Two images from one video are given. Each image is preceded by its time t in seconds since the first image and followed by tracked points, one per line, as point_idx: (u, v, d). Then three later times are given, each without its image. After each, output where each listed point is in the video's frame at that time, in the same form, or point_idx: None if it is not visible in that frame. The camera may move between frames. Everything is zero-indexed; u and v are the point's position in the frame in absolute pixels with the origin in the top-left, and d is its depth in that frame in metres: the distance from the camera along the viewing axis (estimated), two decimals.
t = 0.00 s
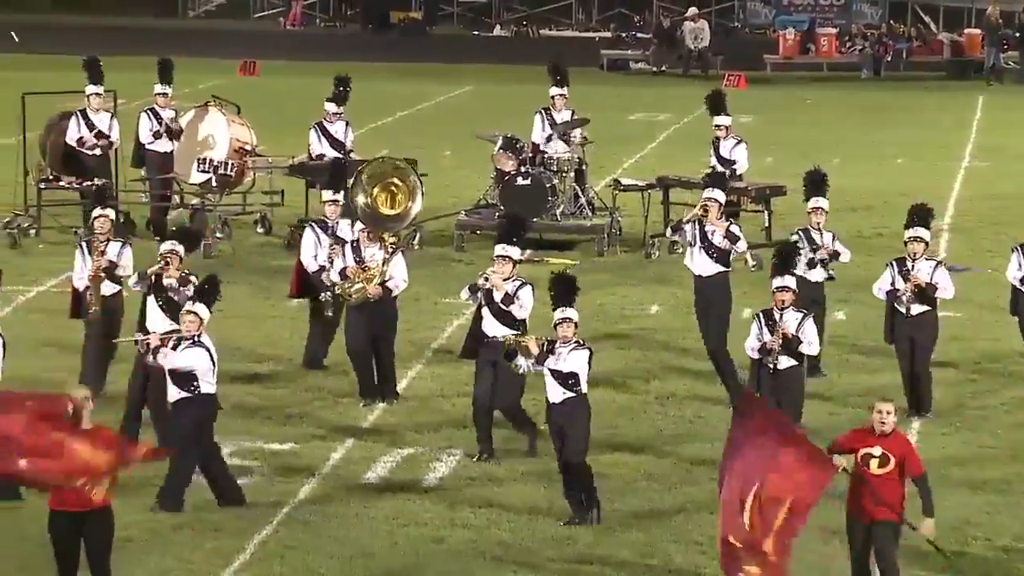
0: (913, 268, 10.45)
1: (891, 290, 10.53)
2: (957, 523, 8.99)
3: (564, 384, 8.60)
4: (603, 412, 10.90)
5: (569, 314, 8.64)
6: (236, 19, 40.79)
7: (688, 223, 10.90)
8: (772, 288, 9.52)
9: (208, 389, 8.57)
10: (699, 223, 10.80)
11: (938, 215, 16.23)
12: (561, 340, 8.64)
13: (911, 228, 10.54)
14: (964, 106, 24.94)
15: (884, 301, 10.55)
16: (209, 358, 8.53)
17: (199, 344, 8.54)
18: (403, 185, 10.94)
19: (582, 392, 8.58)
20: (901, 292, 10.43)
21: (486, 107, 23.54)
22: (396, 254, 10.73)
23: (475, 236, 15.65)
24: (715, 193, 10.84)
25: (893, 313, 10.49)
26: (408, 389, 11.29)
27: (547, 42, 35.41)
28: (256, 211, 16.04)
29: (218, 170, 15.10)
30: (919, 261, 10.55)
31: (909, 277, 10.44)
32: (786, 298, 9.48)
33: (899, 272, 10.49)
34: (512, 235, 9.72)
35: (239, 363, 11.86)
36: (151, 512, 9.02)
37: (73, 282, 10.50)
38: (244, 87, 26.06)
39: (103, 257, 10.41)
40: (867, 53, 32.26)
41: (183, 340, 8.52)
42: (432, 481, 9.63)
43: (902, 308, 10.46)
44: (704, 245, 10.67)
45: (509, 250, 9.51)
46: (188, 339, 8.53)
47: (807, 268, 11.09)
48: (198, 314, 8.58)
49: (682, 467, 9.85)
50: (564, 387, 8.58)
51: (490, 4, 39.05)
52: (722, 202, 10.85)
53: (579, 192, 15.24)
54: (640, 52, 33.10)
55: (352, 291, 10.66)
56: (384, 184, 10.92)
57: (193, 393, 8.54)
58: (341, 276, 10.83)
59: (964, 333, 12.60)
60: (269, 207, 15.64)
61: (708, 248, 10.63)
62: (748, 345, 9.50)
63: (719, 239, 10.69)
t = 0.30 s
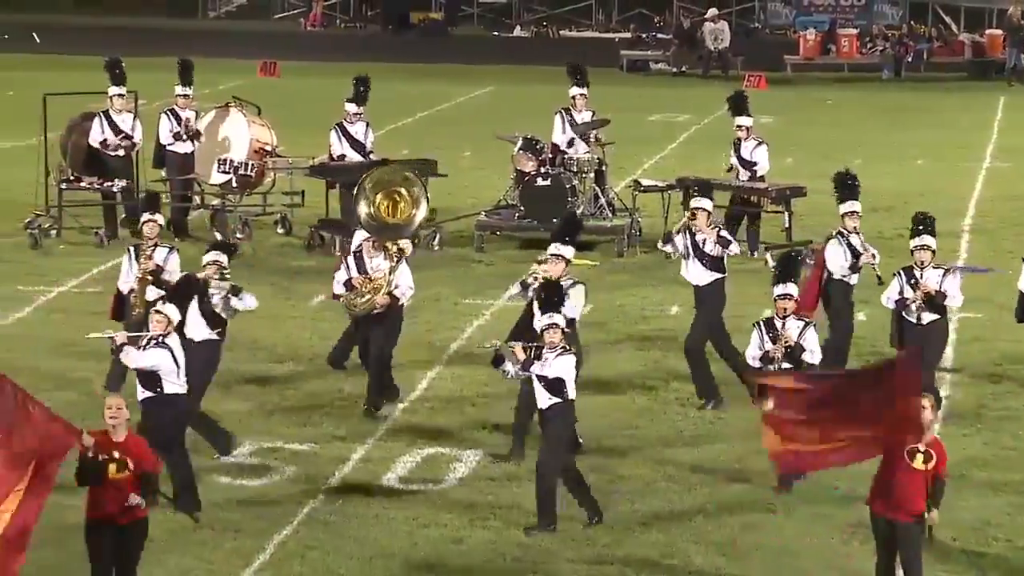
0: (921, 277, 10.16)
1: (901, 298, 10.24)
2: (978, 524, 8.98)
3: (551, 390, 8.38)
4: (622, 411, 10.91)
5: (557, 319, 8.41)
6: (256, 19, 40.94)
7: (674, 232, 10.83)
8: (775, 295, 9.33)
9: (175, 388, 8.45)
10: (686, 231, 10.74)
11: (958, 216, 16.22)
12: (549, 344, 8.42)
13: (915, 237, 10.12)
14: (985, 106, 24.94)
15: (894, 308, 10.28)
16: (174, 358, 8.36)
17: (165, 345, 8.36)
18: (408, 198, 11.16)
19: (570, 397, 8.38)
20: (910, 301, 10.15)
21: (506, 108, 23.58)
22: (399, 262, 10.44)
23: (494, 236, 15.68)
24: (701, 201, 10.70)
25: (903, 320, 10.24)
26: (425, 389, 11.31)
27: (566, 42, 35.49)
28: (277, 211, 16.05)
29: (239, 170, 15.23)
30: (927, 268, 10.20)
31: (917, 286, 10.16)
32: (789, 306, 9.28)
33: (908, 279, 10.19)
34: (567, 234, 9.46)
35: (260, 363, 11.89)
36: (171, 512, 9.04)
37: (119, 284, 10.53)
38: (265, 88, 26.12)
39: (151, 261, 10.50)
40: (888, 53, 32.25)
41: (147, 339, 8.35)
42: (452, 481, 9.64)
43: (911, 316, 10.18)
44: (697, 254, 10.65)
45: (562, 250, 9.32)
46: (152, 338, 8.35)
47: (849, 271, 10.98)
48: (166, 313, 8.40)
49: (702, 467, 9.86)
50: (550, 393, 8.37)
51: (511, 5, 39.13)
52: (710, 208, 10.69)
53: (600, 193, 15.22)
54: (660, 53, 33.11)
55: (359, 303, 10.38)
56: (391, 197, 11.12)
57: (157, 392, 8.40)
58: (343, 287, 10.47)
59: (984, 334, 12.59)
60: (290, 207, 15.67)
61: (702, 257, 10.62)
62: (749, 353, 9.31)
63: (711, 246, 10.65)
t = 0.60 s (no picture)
0: (921, 284, 10.06)
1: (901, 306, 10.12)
2: (997, 525, 8.95)
3: (515, 393, 8.38)
4: (641, 411, 10.90)
5: (521, 321, 8.44)
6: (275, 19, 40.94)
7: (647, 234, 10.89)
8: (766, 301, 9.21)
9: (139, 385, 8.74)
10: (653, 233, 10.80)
11: (978, 216, 16.19)
12: (511, 347, 8.42)
13: (919, 243, 10.14)
14: (1005, 107, 24.90)
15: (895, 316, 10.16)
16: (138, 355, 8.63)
17: (129, 343, 8.63)
18: (402, 197, 10.90)
19: (533, 399, 8.34)
20: (909, 309, 10.04)
21: (524, 108, 23.58)
22: (395, 265, 10.31)
23: (512, 236, 15.68)
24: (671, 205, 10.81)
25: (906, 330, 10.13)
26: (443, 389, 11.31)
27: (584, 43, 35.47)
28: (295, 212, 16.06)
29: (257, 171, 15.18)
30: (928, 276, 10.11)
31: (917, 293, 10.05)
32: (780, 313, 9.03)
33: (908, 287, 10.11)
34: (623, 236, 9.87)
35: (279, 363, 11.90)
36: (190, 512, 9.05)
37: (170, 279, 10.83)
38: (284, 88, 26.15)
39: (201, 256, 10.66)
40: (907, 53, 32.20)
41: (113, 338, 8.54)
42: (470, 481, 9.63)
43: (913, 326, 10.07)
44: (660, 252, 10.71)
45: (620, 249, 9.71)
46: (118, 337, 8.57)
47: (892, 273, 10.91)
48: (131, 312, 8.61)
49: (720, 468, 9.84)
50: (512, 395, 8.37)
51: (529, 5, 39.14)
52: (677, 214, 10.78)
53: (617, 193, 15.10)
54: (678, 53, 33.10)
55: (357, 308, 10.18)
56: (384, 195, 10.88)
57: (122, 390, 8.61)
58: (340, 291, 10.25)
59: (1005, 334, 12.56)
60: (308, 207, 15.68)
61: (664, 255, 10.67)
62: (743, 363, 9.10)
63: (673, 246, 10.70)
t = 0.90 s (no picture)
0: (920, 293, 9.72)
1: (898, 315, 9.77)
2: (1014, 526, 8.93)
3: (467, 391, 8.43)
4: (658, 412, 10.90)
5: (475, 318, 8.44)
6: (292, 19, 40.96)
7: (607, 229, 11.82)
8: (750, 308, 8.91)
9: (96, 388, 8.33)
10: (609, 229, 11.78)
11: (995, 216, 16.16)
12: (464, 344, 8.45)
13: (917, 251, 9.82)
14: None
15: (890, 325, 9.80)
16: (95, 357, 8.27)
17: (86, 344, 8.28)
18: (391, 206, 11.39)
19: (484, 396, 8.40)
20: (907, 317, 9.70)
21: (542, 108, 23.59)
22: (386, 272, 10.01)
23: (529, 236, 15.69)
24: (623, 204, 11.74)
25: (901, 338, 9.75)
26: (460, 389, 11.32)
27: (601, 44, 35.45)
28: (313, 212, 16.07)
29: (274, 171, 15.20)
30: (926, 285, 9.77)
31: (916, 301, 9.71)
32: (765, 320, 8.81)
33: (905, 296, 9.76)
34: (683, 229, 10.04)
35: (296, 363, 11.91)
36: (207, 512, 9.05)
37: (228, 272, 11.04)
38: (302, 88, 26.17)
39: (255, 251, 10.95)
40: (925, 53, 32.14)
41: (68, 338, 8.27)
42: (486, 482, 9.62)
43: (908, 333, 9.71)
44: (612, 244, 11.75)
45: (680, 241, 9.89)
46: (74, 337, 8.27)
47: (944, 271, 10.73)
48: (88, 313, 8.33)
49: (738, 469, 9.83)
50: (464, 393, 8.42)
51: (546, 5, 39.13)
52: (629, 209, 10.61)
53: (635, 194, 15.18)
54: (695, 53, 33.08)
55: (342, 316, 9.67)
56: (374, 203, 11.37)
57: (76, 392, 8.28)
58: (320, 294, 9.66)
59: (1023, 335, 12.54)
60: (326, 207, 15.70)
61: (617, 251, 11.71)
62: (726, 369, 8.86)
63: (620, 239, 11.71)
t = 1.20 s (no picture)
0: (907, 300, 9.37)
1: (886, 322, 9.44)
2: None
3: (411, 391, 8.44)
4: (672, 412, 10.90)
5: (425, 319, 8.43)
6: (306, 20, 41.01)
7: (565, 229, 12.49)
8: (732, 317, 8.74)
9: (47, 387, 8.56)
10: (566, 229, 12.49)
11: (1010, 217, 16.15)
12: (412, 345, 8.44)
13: (906, 258, 9.48)
14: None
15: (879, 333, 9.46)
16: (47, 355, 8.46)
17: (38, 343, 8.46)
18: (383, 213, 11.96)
19: (428, 399, 8.41)
20: (894, 325, 9.35)
21: (556, 108, 23.60)
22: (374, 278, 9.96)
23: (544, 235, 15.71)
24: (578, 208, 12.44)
25: (889, 347, 9.42)
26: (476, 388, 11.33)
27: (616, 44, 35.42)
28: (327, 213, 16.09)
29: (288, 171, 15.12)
30: (914, 291, 9.43)
31: (903, 309, 9.36)
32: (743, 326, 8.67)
33: (893, 304, 9.42)
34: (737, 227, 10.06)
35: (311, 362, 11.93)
36: (222, 512, 9.07)
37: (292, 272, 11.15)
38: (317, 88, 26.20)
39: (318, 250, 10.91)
40: (940, 54, 32.08)
41: (21, 338, 8.45)
42: (501, 482, 9.62)
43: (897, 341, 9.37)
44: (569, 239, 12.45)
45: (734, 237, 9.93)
46: (26, 337, 8.46)
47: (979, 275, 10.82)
48: (40, 311, 8.53)
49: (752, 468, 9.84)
50: (408, 394, 8.43)
51: (561, 5, 39.15)
52: (575, 208, 10.69)
53: (649, 193, 15.19)
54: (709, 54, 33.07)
55: (331, 320, 9.78)
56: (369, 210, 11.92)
57: (30, 390, 8.51)
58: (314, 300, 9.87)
59: None
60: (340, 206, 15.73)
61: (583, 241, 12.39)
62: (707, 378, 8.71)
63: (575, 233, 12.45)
